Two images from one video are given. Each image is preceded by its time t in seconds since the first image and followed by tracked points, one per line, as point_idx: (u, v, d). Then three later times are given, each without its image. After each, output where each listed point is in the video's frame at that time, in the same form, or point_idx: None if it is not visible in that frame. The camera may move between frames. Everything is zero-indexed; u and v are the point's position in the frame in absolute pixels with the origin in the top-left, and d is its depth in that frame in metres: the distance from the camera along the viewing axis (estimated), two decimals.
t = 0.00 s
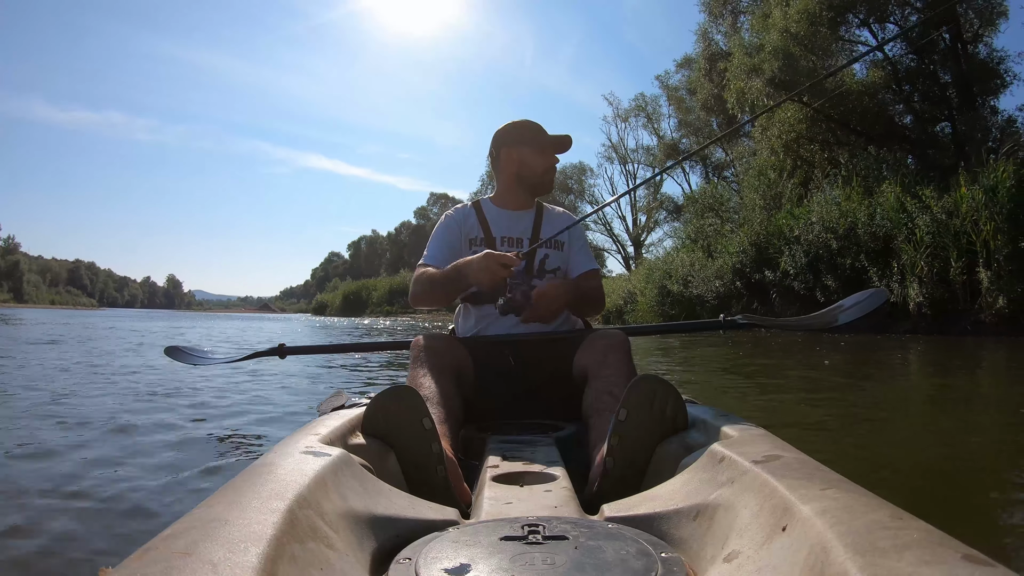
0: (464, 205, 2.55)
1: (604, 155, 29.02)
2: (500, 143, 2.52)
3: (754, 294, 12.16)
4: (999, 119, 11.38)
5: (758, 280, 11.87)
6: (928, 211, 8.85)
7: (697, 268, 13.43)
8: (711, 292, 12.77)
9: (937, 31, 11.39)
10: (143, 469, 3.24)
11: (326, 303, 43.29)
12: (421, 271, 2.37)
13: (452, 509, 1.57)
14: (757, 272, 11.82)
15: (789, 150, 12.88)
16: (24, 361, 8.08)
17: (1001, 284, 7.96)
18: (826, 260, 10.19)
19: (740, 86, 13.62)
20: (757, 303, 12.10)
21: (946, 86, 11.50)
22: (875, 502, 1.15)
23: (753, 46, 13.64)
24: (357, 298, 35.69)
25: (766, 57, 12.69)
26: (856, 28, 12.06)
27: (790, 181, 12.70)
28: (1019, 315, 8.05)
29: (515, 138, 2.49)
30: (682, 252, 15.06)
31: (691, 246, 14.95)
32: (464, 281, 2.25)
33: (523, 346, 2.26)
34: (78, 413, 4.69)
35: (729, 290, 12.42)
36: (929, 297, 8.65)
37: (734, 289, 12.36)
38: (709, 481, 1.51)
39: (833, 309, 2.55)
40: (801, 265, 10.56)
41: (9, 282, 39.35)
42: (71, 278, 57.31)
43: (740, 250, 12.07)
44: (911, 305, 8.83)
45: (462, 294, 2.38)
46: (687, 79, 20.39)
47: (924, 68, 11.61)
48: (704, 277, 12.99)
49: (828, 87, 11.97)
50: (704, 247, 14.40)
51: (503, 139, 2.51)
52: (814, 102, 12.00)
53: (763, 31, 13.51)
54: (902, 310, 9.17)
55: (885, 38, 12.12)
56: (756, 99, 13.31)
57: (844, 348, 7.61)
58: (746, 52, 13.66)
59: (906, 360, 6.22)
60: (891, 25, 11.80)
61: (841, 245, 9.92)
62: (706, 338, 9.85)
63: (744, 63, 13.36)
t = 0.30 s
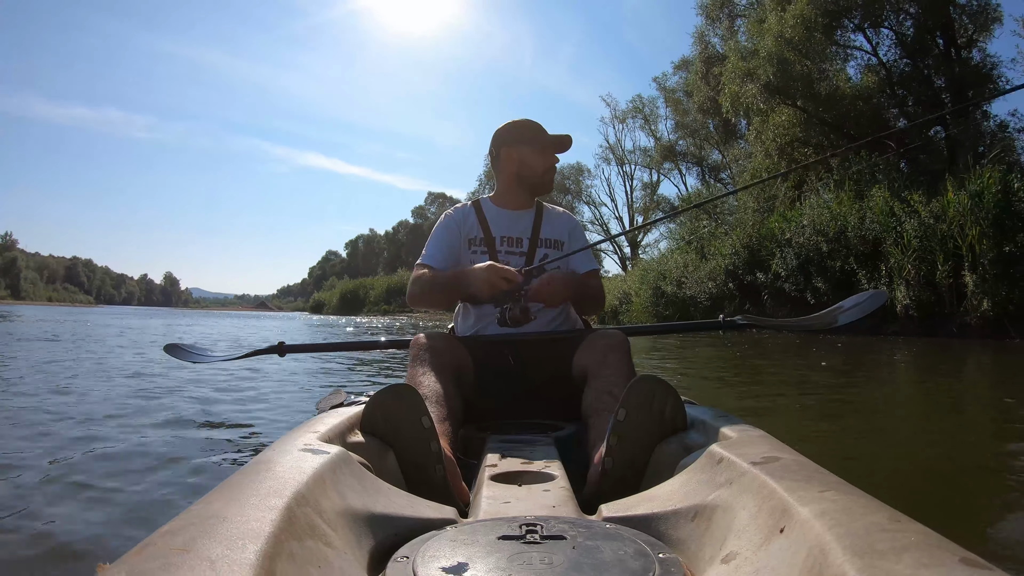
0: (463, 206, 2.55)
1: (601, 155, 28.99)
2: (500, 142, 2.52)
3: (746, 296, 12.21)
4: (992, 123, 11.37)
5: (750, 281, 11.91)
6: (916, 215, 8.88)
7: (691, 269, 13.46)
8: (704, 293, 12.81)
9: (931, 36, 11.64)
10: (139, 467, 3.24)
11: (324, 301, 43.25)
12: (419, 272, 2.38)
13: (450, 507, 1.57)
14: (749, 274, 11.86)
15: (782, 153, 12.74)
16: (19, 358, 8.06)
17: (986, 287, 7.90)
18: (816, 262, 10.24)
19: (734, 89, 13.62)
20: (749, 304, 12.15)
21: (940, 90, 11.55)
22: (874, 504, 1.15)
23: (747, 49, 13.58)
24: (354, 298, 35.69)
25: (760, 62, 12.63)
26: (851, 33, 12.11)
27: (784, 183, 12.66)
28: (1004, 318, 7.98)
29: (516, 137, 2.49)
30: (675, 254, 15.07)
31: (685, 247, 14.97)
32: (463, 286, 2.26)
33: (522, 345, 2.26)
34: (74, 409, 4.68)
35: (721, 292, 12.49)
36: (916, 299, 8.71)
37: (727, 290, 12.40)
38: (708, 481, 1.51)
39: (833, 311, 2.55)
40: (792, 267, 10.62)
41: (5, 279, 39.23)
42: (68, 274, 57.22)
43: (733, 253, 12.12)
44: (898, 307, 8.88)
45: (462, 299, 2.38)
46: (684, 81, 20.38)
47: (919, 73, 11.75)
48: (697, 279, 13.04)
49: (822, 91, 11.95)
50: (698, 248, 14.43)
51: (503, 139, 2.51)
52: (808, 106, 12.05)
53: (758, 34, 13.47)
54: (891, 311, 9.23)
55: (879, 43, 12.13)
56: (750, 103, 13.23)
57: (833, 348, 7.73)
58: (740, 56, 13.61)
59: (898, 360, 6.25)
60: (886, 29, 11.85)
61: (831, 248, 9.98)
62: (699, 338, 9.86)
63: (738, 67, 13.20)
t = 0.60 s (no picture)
0: (463, 206, 2.55)
1: (598, 156, 29.01)
2: (500, 142, 2.52)
3: (739, 296, 12.19)
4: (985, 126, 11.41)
5: (743, 282, 11.92)
6: (905, 218, 8.88)
7: (685, 270, 13.48)
8: (698, 294, 12.89)
9: (925, 39, 11.79)
10: (134, 464, 3.23)
11: (321, 300, 43.25)
12: (419, 271, 2.39)
13: (448, 507, 1.56)
14: (742, 275, 11.87)
15: (777, 156, 12.66)
16: (14, 354, 8.04)
17: (972, 289, 7.91)
18: (808, 263, 10.34)
19: (729, 93, 13.62)
20: (741, 305, 12.10)
21: (934, 93, 11.68)
22: (871, 508, 1.15)
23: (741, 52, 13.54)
24: (352, 297, 35.69)
25: (755, 66, 12.61)
26: (845, 35, 12.10)
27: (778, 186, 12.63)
28: (990, 319, 7.96)
29: (517, 137, 2.49)
30: (670, 254, 15.07)
31: (680, 248, 15.00)
32: (460, 288, 2.26)
33: (521, 346, 2.26)
34: (69, 407, 4.68)
35: (715, 292, 12.56)
36: (904, 300, 8.73)
37: (720, 290, 12.44)
38: (706, 483, 1.51)
39: (832, 316, 2.55)
40: (784, 268, 10.68)
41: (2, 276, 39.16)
42: (66, 271, 57.16)
43: (726, 254, 12.14)
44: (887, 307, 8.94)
45: (461, 299, 2.38)
46: (681, 82, 20.37)
47: (913, 76, 11.80)
48: (690, 279, 13.10)
49: (816, 94, 11.88)
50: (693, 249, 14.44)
51: (504, 139, 2.51)
52: (802, 110, 12.07)
53: (753, 37, 13.45)
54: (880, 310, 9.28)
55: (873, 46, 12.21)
56: (745, 107, 13.33)
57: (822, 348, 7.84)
58: (734, 59, 13.58)
59: (889, 361, 6.28)
60: (881, 33, 11.93)
61: (822, 250, 10.04)
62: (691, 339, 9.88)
63: (733, 71, 13.35)
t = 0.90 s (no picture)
0: (463, 205, 2.55)
1: (596, 157, 29.02)
2: (501, 142, 2.52)
3: (733, 296, 12.15)
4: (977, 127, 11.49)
5: (737, 282, 11.93)
6: (895, 218, 8.99)
7: (680, 270, 13.45)
8: (692, 293, 12.85)
9: (919, 41, 11.81)
10: (131, 463, 3.23)
11: (320, 300, 43.25)
12: (420, 271, 2.39)
13: (447, 506, 1.56)
14: (736, 275, 11.89)
15: (773, 156, 12.47)
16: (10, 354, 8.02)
17: (959, 288, 8.19)
18: (801, 263, 10.42)
19: (723, 97, 13.50)
20: (735, 305, 12.05)
21: (929, 95, 11.84)
22: (870, 508, 1.15)
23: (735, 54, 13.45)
24: (350, 297, 35.69)
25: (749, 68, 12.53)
26: (840, 35, 12.22)
27: (772, 187, 12.60)
28: (976, 318, 8.27)
29: (518, 137, 2.49)
30: (665, 255, 15.07)
31: (675, 248, 15.01)
32: (462, 289, 2.26)
33: (520, 347, 2.26)
34: (65, 406, 4.66)
35: (708, 292, 12.53)
36: (894, 300, 8.93)
37: (714, 290, 12.36)
38: (705, 483, 1.51)
39: (832, 317, 2.56)
40: (776, 267, 10.73)
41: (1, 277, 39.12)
42: (64, 271, 57.10)
43: (720, 254, 12.13)
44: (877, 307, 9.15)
45: (461, 300, 2.38)
46: (678, 83, 20.38)
47: (907, 77, 11.90)
48: (684, 279, 13.10)
49: (810, 96, 11.77)
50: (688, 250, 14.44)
51: (505, 139, 2.51)
52: (796, 111, 11.84)
53: (748, 40, 13.41)
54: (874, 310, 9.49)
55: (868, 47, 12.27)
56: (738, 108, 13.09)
57: (815, 347, 7.87)
58: (729, 61, 13.56)
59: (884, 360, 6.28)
60: (875, 35, 12.04)
61: (814, 250, 10.11)
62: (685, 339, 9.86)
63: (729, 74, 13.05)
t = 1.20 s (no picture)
0: (462, 205, 2.55)
1: (595, 157, 29.03)
2: (501, 142, 2.52)
3: (728, 296, 12.15)
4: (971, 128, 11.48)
5: (732, 283, 11.92)
6: (886, 221, 9.00)
7: (676, 270, 13.43)
8: (688, 293, 12.84)
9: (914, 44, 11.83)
10: (129, 465, 3.22)
11: (320, 300, 43.20)
12: (418, 273, 2.39)
13: (447, 507, 1.56)
14: (732, 275, 11.89)
15: (769, 158, 12.47)
16: (9, 356, 8.02)
17: (948, 288, 8.23)
18: (794, 264, 10.43)
19: (718, 99, 13.54)
20: (730, 305, 12.05)
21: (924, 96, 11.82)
22: (870, 507, 1.15)
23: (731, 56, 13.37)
24: (350, 297, 35.68)
25: (744, 70, 12.47)
26: (835, 37, 12.25)
27: (768, 188, 12.57)
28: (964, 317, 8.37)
29: (518, 137, 2.49)
30: (662, 254, 15.06)
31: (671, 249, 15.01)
32: (463, 290, 2.26)
33: (520, 346, 2.26)
34: (64, 407, 4.67)
35: (704, 292, 12.53)
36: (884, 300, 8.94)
37: (710, 290, 12.38)
38: (705, 483, 1.51)
39: (832, 316, 2.55)
40: (770, 268, 10.75)
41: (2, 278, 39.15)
42: (65, 272, 57.18)
43: (715, 255, 12.11)
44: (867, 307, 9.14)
45: (461, 300, 2.38)
46: (676, 84, 20.39)
47: (903, 79, 11.93)
48: (681, 279, 13.07)
49: (805, 98, 11.78)
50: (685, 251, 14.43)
51: (504, 139, 2.51)
52: (790, 113, 11.87)
53: (744, 42, 13.36)
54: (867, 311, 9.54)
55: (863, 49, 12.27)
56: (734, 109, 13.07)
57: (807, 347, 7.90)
58: (725, 64, 13.53)
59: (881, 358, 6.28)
60: (870, 36, 12.06)
61: (807, 251, 10.14)
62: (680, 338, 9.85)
63: (724, 77, 13.18)
